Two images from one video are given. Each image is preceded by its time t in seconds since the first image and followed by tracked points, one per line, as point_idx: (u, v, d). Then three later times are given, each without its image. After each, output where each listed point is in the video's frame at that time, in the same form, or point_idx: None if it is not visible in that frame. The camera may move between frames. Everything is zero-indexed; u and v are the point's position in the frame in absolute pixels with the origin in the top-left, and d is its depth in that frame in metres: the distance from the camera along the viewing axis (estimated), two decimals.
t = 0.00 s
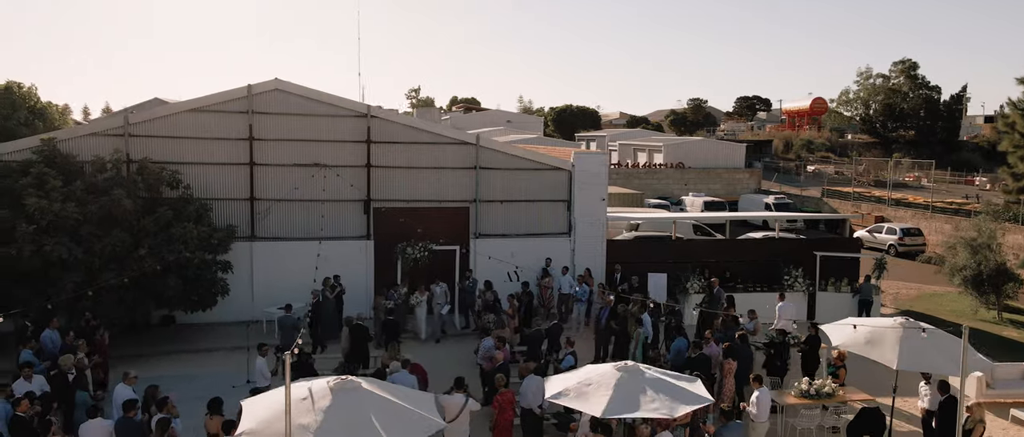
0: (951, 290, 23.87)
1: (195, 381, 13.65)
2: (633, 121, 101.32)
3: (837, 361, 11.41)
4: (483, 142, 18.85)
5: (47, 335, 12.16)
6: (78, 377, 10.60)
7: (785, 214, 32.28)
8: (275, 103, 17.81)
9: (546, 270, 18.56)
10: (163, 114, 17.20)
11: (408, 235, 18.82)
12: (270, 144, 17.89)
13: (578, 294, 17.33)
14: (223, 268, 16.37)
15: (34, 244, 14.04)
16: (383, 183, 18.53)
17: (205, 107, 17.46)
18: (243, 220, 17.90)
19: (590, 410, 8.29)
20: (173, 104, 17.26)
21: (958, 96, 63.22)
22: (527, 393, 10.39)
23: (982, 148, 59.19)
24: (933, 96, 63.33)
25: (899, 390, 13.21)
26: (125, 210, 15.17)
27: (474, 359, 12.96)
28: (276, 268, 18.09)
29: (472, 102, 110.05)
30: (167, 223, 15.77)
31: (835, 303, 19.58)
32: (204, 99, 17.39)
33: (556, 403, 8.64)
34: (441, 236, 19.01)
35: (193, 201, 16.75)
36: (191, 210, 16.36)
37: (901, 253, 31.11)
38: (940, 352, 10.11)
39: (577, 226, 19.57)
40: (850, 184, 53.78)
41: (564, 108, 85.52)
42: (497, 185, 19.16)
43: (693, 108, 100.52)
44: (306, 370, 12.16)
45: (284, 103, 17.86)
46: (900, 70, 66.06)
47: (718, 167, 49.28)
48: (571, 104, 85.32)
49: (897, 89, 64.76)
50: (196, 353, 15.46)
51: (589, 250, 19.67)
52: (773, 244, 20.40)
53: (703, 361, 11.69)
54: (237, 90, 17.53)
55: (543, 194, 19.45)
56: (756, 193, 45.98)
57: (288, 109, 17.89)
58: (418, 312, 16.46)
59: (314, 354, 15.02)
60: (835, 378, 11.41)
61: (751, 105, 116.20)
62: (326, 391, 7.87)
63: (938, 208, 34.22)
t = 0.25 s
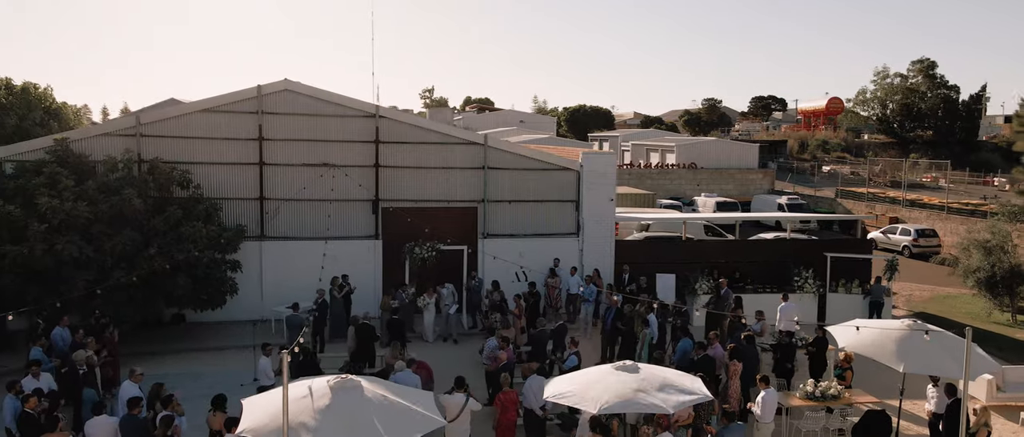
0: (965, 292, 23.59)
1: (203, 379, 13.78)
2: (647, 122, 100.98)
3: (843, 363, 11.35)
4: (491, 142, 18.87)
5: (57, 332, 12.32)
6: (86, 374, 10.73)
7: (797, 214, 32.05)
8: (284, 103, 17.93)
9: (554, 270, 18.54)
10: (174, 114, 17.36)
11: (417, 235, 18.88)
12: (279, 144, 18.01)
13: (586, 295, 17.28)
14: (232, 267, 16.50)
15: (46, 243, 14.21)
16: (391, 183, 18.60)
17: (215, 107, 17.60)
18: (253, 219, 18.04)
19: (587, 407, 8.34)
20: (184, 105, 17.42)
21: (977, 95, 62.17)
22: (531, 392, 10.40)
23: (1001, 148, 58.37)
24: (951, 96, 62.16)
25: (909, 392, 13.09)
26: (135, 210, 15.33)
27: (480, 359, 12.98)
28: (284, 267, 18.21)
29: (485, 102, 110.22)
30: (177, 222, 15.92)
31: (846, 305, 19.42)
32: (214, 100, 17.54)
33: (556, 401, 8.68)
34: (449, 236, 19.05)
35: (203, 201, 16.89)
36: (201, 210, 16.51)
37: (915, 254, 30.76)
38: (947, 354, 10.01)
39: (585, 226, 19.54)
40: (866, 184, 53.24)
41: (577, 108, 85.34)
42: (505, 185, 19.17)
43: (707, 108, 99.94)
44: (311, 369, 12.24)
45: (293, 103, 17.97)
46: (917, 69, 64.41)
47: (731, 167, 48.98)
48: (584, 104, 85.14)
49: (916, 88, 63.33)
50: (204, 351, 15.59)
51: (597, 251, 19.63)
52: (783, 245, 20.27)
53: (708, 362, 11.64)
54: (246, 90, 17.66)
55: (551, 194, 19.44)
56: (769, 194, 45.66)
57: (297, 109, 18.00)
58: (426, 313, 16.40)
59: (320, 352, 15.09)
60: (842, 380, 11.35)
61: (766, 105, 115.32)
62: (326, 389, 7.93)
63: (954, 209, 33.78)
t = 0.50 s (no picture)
0: (980, 294, 23.31)
1: (210, 378, 13.90)
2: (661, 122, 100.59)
3: (850, 366, 11.25)
4: (500, 142, 18.88)
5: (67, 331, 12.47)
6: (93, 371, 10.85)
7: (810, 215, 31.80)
8: (293, 104, 18.04)
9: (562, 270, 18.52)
10: (185, 115, 17.51)
11: (425, 235, 18.93)
12: (288, 145, 18.12)
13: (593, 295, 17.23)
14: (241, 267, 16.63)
15: (58, 242, 14.38)
16: (400, 183, 18.66)
17: (226, 107, 17.74)
18: (262, 219, 18.17)
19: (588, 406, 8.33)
20: (195, 105, 17.58)
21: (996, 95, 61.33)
22: (533, 393, 10.40)
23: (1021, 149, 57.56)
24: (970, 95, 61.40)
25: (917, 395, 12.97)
26: (146, 210, 15.49)
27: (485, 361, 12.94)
28: (293, 267, 18.32)
29: (499, 102, 110.30)
30: (186, 222, 16.07)
31: (857, 307, 19.25)
32: (224, 100, 17.68)
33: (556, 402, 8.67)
34: (457, 236, 19.08)
35: (213, 200, 17.04)
36: (210, 209, 16.66)
37: (930, 256, 30.41)
38: (954, 357, 9.90)
39: (593, 226, 19.50)
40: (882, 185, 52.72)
41: (590, 108, 85.18)
42: (513, 185, 19.17)
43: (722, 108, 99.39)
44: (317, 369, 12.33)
45: (303, 104, 18.08)
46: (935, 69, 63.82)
47: (744, 167, 48.70)
48: (597, 104, 84.95)
49: (934, 88, 62.53)
50: (213, 350, 15.72)
51: (606, 251, 19.58)
52: (794, 246, 20.12)
53: (713, 364, 11.57)
54: (256, 91, 17.79)
55: (559, 195, 19.43)
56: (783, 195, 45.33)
57: (306, 109, 18.11)
58: (433, 316, 16.38)
59: (327, 352, 15.16)
60: (848, 383, 11.25)
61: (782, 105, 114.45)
62: (326, 389, 7.98)
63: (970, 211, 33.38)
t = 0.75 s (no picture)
0: (996, 296, 22.99)
1: (219, 376, 14.01)
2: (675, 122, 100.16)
3: (858, 368, 11.15)
4: (509, 142, 18.87)
5: (77, 328, 12.60)
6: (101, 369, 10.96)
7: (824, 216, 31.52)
8: (303, 104, 18.14)
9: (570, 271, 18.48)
10: (196, 115, 17.65)
11: (434, 235, 18.97)
12: (298, 145, 18.22)
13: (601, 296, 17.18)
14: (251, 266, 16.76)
15: (70, 241, 14.54)
16: (409, 183, 18.71)
17: (237, 108, 17.86)
18: (272, 219, 18.28)
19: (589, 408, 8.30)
20: (206, 106, 17.71)
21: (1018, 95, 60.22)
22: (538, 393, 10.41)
23: None
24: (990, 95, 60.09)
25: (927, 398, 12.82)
26: (157, 209, 15.64)
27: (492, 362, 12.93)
28: (303, 266, 18.42)
29: (513, 102, 110.32)
30: (197, 221, 16.22)
31: (869, 309, 19.04)
32: (235, 101, 17.80)
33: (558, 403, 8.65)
34: (465, 236, 19.11)
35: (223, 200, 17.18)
36: (220, 209, 16.79)
37: (946, 257, 30.04)
38: (964, 359, 9.76)
39: (602, 227, 19.44)
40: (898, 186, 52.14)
41: (604, 108, 84.96)
42: (522, 185, 19.16)
43: (737, 107, 98.74)
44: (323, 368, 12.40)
45: (313, 104, 18.17)
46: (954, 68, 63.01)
47: (758, 168, 48.36)
48: (611, 104, 84.71)
49: (953, 87, 61.63)
50: (222, 349, 15.85)
51: (615, 252, 19.51)
52: (806, 247, 19.95)
53: (719, 366, 11.50)
54: (267, 91, 17.90)
55: (568, 195, 19.39)
56: (797, 195, 44.97)
57: (316, 110, 18.20)
58: (442, 318, 16.35)
59: (334, 352, 15.23)
60: (856, 385, 11.15)
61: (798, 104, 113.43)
62: (328, 387, 8.01)
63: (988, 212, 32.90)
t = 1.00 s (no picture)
0: (1012, 298, 22.67)
1: (228, 373, 14.11)
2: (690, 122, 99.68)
3: (867, 369, 11.03)
4: (519, 142, 18.86)
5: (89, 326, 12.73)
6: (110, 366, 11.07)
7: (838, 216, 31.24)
8: (314, 104, 18.22)
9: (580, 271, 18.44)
10: (208, 115, 17.78)
11: (443, 235, 19.00)
12: (309, 145, 18.32)
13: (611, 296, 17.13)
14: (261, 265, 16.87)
15: (83, 240, 14.69)
16: (419, 183, 18.75)
17: (248, 108, 17.98)
18: (283, 218, 18.39)
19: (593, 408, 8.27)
20: (218, 106, 17.84)
21: None
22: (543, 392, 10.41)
23: None
24: (1010, 94, 59.11)
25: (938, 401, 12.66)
26: (169, 208, 15.77)
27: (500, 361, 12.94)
28: (313, 266, 18.51)
29: (526, 102, 110.39)
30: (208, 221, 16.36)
31: (882, 310, 18.83)
32: (247, 101, 17.91)
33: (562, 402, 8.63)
34: (475, 235, 19.13)
35: (234, 199, 17.30)
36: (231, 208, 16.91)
37: (962, 259, 29.68)
38: (974, 360, 9.65)
39: (612, 227, 19.38)
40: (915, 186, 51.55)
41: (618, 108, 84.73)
42: (532, 185, 19.14)
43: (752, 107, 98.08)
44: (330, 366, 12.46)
45: (323, 104, 18.26)
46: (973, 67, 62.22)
47: (772, 168, 48.01)
48: (625, 104, 84.45)
49: (972, 86, 60.79)
50: (231, 347, 15.96)
51: (625, 252, 19.45)
52: (817, 248, 19.77)
53: (727, 367, 11.43)
54: (278, 92, 18.00)
55: (578, 195, 19.35)
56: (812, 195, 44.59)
57: (327, 109, 18.28)
58: (452, 318, 16.37)
59: (342, 351, 15.28)
60: (866, 386, 11.03)
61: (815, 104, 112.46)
62: (331, 386, 8.03)
63: (1006, 213, 32.44)
